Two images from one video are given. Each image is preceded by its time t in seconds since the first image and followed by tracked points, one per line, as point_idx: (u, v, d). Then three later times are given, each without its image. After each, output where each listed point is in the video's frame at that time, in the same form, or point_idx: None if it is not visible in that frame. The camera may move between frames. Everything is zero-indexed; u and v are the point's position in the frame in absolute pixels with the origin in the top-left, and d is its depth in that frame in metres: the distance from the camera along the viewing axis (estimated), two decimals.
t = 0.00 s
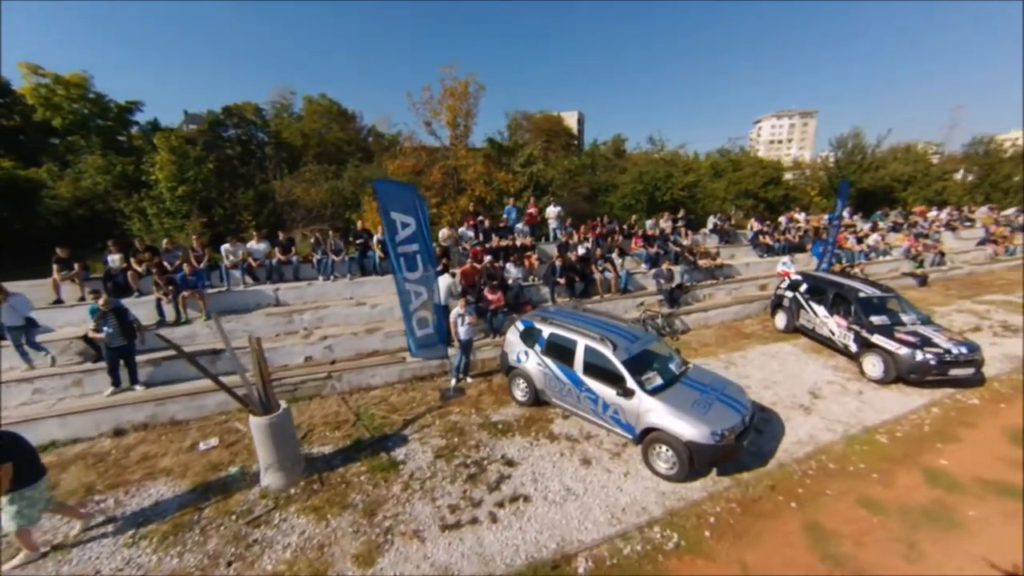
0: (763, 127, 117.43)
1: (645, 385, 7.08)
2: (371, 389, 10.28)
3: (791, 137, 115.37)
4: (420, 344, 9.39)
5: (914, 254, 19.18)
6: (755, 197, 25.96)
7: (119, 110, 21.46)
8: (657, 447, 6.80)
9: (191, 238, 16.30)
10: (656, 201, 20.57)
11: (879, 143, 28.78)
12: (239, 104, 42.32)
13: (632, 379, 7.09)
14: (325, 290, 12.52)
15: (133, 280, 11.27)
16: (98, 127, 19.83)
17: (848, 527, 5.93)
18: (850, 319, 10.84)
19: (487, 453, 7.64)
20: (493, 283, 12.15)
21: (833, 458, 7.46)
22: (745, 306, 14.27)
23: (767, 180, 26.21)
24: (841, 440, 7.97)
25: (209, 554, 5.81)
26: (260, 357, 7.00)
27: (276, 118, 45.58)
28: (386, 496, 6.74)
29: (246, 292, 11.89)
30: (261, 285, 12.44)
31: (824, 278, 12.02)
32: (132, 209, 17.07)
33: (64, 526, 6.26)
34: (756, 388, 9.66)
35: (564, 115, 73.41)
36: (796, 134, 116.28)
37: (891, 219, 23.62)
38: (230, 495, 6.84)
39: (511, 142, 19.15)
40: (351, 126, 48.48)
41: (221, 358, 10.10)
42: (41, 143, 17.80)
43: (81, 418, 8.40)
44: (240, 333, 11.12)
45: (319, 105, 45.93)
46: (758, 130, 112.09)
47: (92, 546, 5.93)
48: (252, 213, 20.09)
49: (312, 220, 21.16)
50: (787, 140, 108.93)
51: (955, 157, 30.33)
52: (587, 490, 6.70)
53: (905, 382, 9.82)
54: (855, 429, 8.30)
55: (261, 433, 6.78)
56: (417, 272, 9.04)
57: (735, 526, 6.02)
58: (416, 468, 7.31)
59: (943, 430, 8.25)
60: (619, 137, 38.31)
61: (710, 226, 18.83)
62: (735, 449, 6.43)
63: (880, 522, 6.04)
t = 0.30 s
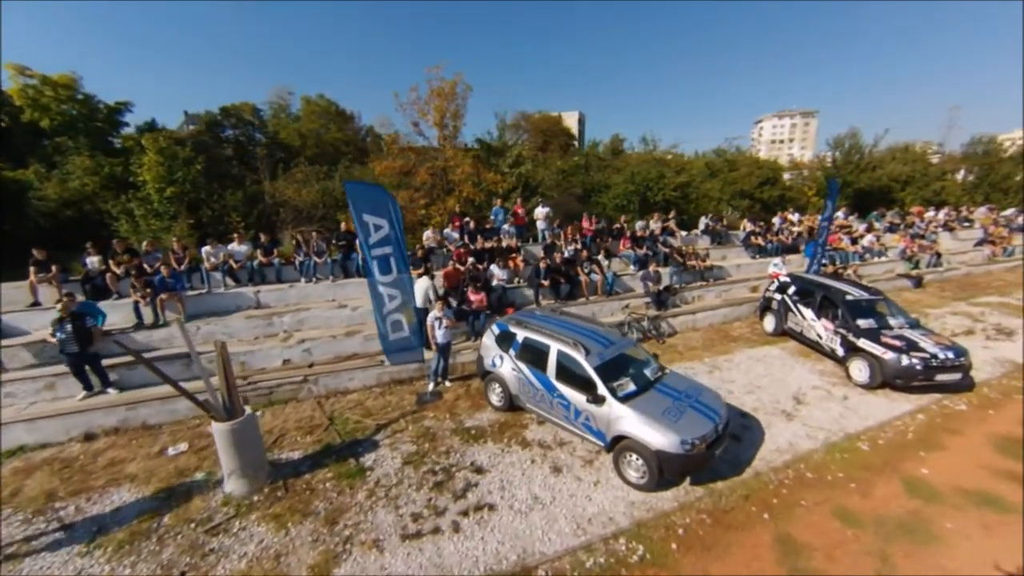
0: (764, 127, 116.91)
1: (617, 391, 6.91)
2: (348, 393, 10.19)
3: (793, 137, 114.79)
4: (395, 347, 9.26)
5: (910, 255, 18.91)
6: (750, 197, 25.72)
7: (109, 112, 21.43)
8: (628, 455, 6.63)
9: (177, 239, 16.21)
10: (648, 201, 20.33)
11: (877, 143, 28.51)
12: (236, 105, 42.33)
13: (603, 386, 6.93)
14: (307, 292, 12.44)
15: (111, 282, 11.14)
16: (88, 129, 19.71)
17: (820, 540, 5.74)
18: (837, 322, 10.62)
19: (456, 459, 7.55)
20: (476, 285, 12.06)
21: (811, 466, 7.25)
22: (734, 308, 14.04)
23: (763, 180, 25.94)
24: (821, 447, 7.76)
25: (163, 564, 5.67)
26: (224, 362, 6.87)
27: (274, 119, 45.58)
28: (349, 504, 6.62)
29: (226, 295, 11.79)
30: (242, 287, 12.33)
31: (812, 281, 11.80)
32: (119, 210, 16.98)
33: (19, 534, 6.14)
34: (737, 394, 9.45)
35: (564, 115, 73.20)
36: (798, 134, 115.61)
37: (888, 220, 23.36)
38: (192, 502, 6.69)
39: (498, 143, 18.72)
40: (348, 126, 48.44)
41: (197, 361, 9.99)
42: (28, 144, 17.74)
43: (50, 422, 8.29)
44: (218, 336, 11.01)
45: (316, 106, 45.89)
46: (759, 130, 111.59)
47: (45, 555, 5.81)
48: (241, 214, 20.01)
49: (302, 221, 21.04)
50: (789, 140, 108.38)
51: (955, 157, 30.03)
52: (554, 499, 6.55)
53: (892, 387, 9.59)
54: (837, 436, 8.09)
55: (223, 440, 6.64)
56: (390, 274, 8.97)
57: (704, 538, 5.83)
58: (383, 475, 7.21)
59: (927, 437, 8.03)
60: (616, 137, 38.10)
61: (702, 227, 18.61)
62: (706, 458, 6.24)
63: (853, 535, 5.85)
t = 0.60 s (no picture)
0: (766, 127, 116.23)
1: (587, 398, 6.75)
2: (325, 396, 10.08)
3: (795, 137, 114.06)
4: (370, 350, 9.26)
5: (906, 256, 18.62)
6: (746, 197, 25.45)
7: (100, 112, 21.38)
8: (598, 463, 6.47)
9: (163, 240, 16.14)
10: (641, 201, 20.05)
11: (876, 142, 28.19)
12: (234, 105, 42.35)
13: (573, 392, 6.78)
14: (289, 294, 12.38)
15: (91, 284, 11.03)
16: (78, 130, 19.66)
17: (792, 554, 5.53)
18: (825, 325, 10.41)
19: (426, 466, 7.43)
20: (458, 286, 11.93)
21: (789, 475, 7.05)
22: (723, 311, 13.81)
23: (760, 180, 25.66)
24: (801, 454, 7.55)
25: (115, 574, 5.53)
26: (188, 365, 6.72)
27: (271, 119, 45.59)
28: (312, 512, 6.49)
29: (207, 296, 11.71)
30: (223, 289, 12.24)
31: (801, 283, 11.57)
32: (107, 211, 16.90)
33: None
34: (719, 399, 9.24)
35: (564, 115, 72.96)
36: (800, 133, 114.81)
37: (886, 220, 23.07)
38: (153, 509, 6.55)
39: (487, 142, 18.38)
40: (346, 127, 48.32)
41: (173, 364, 9.88)
42: (17, 145, 17.70)
43: (19, 426, 8.16)
44: (197, 338, 10.88)
45: (314, 106, 45.83)
46: (761, 130, 110.96)
47: None
48: (231, 215, 19.92)
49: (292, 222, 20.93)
50: (791, 139, 107.69)
51: (955, 156, 29.66)
52: (521, 508, 6.40)
53: (878, 392, 9.37)
54: (818, 443, 7.86)
55: (184, 446, 6.49)
56: (365, 277, 8.90)
57: (671, 551, 5.65)
58: (349, 482, 7.08)
59: (911, 445, 7.81)
60: (613, 137, 37.85)
61: (695, 227, 18.36)
62: (676, 468, 6.05)
63: (826, 548, 5.65)
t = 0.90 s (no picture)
0: (767, 126, 115.65)
1: (556, 406, 6.57)
2: (301, 400, 9.91)
3: (797, 136, 113.37)
4: (344, 354, 9.09)
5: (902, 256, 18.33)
6: (742, 197, 25.18)
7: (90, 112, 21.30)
8: (566, 473, 6.27)
9: (149, 242, 16.03)
10: (634, 201, 19.80)
11: (874, 141, 27.87)
12: (231, 106, 42.32)
13: (542, 399, 6.61)
14: (271, 296, 12.25)
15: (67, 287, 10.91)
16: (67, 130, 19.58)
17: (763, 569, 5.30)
18: (812, 328, 10.16)
19: (394, 473, 7.26)
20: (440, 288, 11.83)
21: (767, 484, 6.82)
22: (712, 312, 13.55)
23: (755, 179, 25.40)
24: (781, 462, 7.32)
25: None
26: (150, 371, 6.55)
27: (268, 119, 45.51)
28: (273, 521, 6.31)
29: (186, 299, 11.55)
30: (204, 291, 12.09)
31: (789, 284, 11.32)
32: (93, 212, 16.80)
33: None
34: (701, 404, 8.99)
35: (563, 114, 72.75)
36: (802, 132, 114.11)
37: (883, 220, 22.76)
38: (110, 519, 6.38)
39: (476, 141, 18.13)
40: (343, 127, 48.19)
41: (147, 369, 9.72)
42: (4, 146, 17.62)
43: None
44: (173, 341, 10.70)
45: (310, 106, 45.71)
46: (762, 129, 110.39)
47: None
48: (219, 216, 19.79)
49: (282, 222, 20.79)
50: (793, 138, 107.07)
51: (955, 155, 29.30)
52: (487, 518, 6.23)
53: (865, 397, 9.12)
54: (800, 450, 7.62)
55: (143, 454, 6.31)
56: (338, 280, 8.75)
57: (638, 565, 5.44)
58: (315, 490, 6.91)
59: (895, 452, 7.56)
60: (611, 137, 37.60)
61: (686, 227, 18.09)
62: (646, 479, 5.84)
63: (800, 563, 5.42)
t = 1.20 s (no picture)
0: (766, 125, 115.41)
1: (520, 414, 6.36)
2: (271, 405, 9.67)
3: (796, 135, 113.04)
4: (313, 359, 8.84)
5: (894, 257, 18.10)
6: (735, 196, 24.92)
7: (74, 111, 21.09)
8: (530, 484, 6.05)
9: (128, 242, 15.79)
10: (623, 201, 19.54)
11: (869, 140, 27.62)
12: (224, 105, 42.09)
13: (505, 407, 6.40)
14: (246, 298, 12.01)
15: (35, 289, 10.69)
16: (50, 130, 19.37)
17: None
18: (796, 331, 9.90)
19: (357, 483, 7.05)
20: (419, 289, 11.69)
21: (742, 494, 6.56)
22: (699, 314, 13.26)
23: (748, 179, 25.14)
24: (758, 471, 7.06)
25: None
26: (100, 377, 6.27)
27: (262, 119, 45.27)
28: (225, 534, 6.07)
29: (158, 301, 11.31)
30: (177, 293, 11.84)
31: (775, 286, 11.06)
32: (72, 212, 16.58)
33: None
34: (679, 410, 8.74)
35: (561, 114, 72.53)
36: (801, 131, 113.68)
37: (877, 220, 22.50)
38: (55, 532, 6.14)
39: (463, 141, 17.89)
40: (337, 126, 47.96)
41: (113, 373, 9.47)
42: None
43: None
44: (143, 344, 10.45)
45: (305, 105, 45.49)
46: (761, 129, 110.13)
47: None
48: (203, 216, 19.55)
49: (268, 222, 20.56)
50: (792, 138, 106.83)
51: (950, 154, 29.09)
52: (446, 531, 6.02)
53: (849, 403, 8.85)
54: (778, 459, 7.36)
55: (89, 465, 6.01)
56: (305, 283, 8.50)
57: None
58: (272, 500, 6.68)
59: (877, 461, 7.31)
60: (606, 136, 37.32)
61: (675, 227, 17.80)
62: (610, 492, 5.60)
63: None
